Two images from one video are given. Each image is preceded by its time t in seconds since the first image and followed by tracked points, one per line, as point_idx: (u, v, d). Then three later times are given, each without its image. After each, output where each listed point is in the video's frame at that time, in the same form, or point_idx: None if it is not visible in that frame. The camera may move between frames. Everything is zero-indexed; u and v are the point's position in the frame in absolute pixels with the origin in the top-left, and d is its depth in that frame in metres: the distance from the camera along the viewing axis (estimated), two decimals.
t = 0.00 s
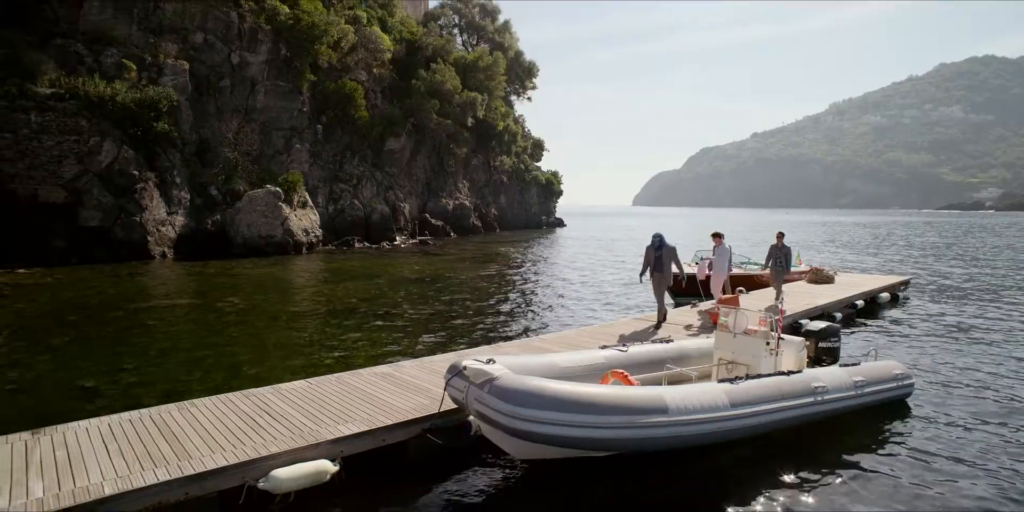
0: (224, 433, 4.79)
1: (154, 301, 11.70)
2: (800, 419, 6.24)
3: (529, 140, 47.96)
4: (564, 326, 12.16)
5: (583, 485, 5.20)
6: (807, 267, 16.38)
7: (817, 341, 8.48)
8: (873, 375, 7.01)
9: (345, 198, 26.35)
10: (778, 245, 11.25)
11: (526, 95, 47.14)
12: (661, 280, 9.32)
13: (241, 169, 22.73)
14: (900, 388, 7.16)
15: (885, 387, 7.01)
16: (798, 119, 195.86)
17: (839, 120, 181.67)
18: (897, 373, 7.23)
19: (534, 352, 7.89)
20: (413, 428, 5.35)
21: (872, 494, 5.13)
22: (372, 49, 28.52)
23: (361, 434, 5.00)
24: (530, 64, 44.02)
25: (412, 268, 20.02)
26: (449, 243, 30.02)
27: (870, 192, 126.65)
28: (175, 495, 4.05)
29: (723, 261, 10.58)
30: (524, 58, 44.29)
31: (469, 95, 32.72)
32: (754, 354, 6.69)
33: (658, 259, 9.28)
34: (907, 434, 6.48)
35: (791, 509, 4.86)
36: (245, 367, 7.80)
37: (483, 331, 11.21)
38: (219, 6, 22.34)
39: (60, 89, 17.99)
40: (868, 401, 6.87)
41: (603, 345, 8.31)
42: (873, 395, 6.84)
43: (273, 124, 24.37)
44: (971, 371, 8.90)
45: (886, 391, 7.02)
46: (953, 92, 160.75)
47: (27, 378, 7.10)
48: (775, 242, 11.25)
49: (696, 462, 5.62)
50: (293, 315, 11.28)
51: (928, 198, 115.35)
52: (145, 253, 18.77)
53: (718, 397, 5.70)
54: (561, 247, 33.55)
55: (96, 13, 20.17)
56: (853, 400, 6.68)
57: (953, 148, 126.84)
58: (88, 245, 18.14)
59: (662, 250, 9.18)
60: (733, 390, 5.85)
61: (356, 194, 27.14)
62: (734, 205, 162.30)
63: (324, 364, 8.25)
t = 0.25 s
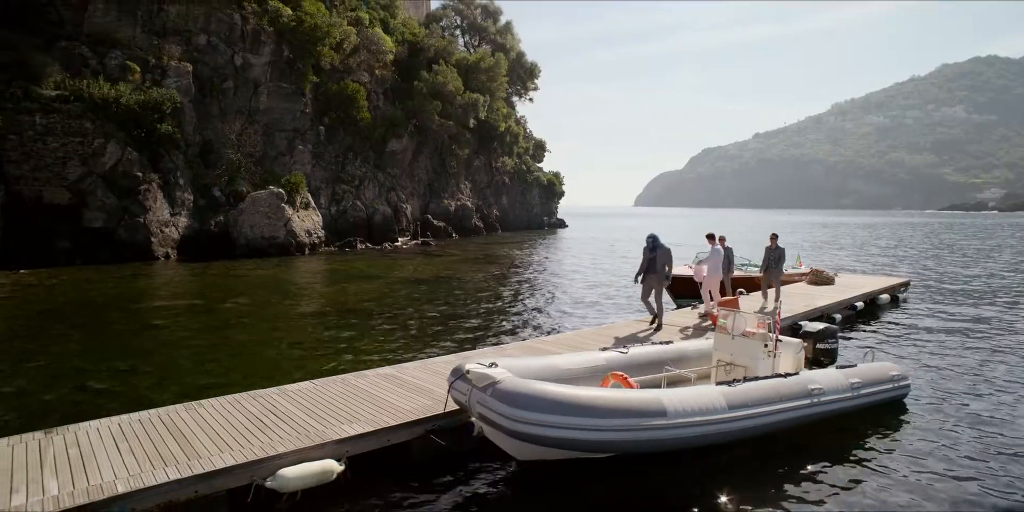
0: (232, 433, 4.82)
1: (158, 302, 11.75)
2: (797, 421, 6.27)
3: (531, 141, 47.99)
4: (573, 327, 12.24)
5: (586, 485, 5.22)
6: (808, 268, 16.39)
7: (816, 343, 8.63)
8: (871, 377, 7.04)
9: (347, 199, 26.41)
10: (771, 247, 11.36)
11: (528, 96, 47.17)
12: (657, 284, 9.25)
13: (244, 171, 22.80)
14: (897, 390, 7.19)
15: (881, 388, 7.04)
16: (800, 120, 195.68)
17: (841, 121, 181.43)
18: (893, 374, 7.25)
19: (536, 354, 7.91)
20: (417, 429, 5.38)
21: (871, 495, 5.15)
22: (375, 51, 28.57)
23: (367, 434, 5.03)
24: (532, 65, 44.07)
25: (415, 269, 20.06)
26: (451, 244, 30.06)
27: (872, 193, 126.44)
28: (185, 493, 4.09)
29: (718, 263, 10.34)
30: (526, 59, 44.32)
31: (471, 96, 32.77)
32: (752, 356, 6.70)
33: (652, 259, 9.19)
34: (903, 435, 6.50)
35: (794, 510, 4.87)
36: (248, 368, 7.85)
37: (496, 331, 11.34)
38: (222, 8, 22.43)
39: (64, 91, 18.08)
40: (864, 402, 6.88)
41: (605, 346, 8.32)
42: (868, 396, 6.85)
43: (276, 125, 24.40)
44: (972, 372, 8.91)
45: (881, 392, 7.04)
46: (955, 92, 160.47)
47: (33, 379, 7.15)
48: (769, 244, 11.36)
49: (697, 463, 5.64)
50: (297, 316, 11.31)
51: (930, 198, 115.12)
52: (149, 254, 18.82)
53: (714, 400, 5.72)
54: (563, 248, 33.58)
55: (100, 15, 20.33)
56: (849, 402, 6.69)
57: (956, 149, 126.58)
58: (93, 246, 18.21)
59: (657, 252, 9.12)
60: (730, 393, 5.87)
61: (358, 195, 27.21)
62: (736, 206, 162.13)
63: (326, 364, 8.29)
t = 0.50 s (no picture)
0: (241, 435, 4.84)
1: (164, 304, 11.79)
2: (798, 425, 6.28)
3: (534, 144, 48.04)
4: (577, 328, 12.29)
5: (590, 487, 5.24)
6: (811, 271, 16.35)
7: (815, 345, 8.58)
8: (867, 380, 7.03)
9: (351, 202, 26.46)
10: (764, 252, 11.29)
11: (531, 98, 47.22)
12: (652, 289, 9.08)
13: (248, 174, 22.88)
14: (894, 392, 7.17)
15: (878, 391, 7.02)
16: (804, 122, 195.39)
17: (845, 123, 181.04)
18: (892, 377, 7.25)
19: (540, 357, 7.91)
20: (422, 431, 5.39)
21: (876, 499, 5.13)
22: (378, 54, 28.66)
23: (372, 436, 5.04)
24: (534, 67, 44.12)
25: (418, 271, 20.07)
26: (454, 246, 30.06)
27: (876, 195, 126.14)
28: (196, 494, 4.12)
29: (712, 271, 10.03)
30: (529, 62, 44.39)
31: (475, 99, 32.81)
32: (753, 360, 6.69)
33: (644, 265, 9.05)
34: (904, 437, 6.50)
35: None
36: (252, 370, 7.88)
37: (510, 333, 11.45)
38: (227, 12, 22.56)
39: (71, 95, 18.18)
40: (864, 406, 6.87)
41: (608, 349, 8.33)
42: (868, 399, 6.85)
43: (280, 128, 24.45)
44: (976, 374, 8.88)
45: (879, 395, 7.03)
46: (959, 94, 160.05)
47: (43, 380, 7.20)
48: (762, 250, 11.29)
49: (700, 467, 5.65)
50: (301, 319, 11.34)
51: (934, 201, 114.80)
52: (155, 256, 18.87)
53: (716, 404, 5.73)
54: (566, 250, 33.56)
55: (107, 19, 20.48)
56: (849, 406, 6.68)
57: (960, 151, 126.17)
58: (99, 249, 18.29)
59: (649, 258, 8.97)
60: (731, 397, 5.87)
61: (362, 198, 27.27)
62: (739, 208, 161.90)
63: (329, 366, 8.32)
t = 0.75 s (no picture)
0: (252, 438, 4.87)
1: (173, 307, 11.87)
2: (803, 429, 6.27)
3: (539, 146, 48.08)
4: (589, 331, 12.31)
5: (596, 489, 5.25)
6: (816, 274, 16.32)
7: (818, 348, 8.42)
8: (872, 383, 6.99)
9: (356, 204, 26.56)
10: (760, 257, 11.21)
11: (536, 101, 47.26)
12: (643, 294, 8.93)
13: (255, 177, 23.01)
14: (899, 396, 7.14)
15: (882, 395, 6.97)
16: (810, 124, 194.74)
17: (851, 125, 180.28)
18: (896, 380, 7.23)
19: (545, 360, 7.93)
20: (429, 434, 5.40)
21: (879, 501, 5.15)
22: (384, 57, 28.78)
23: (381, 439, 5.07)
24: (540, 70, 44.17)
25: (424, 274, 20.13)
26: (459, 248, 30.11)
27: (883, 197, 125.51)
28: (209, 495, 4.14)
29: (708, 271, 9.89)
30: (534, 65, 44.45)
31: (480, 102, 32.88)
32: (757, 364, 6.70)
33: (635, 271, 8.91)
34: (910, 440, 6.49)
35: None
36: (260, 373, 7.92)
37: (530, 337, 11.51)
38: (234, 16, 22.71)
39: (81, 99, 18.34)
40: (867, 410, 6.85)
41: (613, 353, 8.33)
42: (872, 403, 6.82)
43: (286, 131, 24.57)
44: (982, 377, 8.85)
45: (884, 399, 7.00)
46: (967, 96, 159.14)
47: (55, 381, 7.27)
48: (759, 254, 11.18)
49: (707, 472, 5.64)
50: (308, 321, 11.40)
51: (942, 203, 114.08)
52: (162, 259, 19.00)
53: (722, 410, 5.72)
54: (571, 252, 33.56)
55: (116, 24, 20.56)
56: (853, 410, 6.66)
57: (968, 153, 125.38)
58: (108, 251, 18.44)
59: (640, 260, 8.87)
60: (736, 403, 5.87)
61: (367, 201, 27.38)
62: (744, 210, 161.40)
63: (336, 369, 8.34)
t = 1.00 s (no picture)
0: (263, 441, 4.90)
1: (181, 310, 11.94)
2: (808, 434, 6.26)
3: (544, 150, 48.14)
4: (597, 335, 12.28)
5: (603, 494, 5.25)
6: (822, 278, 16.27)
7: (822, 353, 8.42)
8: (874, 388, 6.98)
9: (362, 208, 26.67)
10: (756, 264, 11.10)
11: (541, 105, 47.33)
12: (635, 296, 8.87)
13: (262, 181, 23.17)
14: (901, 400, 7.12)
15: (884, 399, 6.94)
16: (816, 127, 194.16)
17: (857, 127, 179.56)
18: (898, 384, 7.21)
19: (550, 364, 7.94)
20: (436, 437, 5.42)
21: (885, 506, 5.12)
22: (390, 62, 28.93)
23: (389, 442, 5.08)
24: (545, 74, 44.26)
25: (430, 278, 20.18)
26: (465, 252, 30.16)
27: (889, 200, 124.92)
28: (222, 497, 4.17)
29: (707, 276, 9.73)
30: (539, 69, 44.53)
31: (485, 106, 32.97)
32: (761, 369, 6.68)
33: (630, 275, 8.84)
34: (915, 445, 6.47)
35: None
36: (267, 377, 7.92)
37: (535, 340, 11.43)
38: (241, 21, 22.87)
39: (92, 104, 18.50)
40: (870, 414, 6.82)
41: (617, 358, 8.34)
42: (875, 407, 6.80)
43: (293, 135, 24.69)
44: (989, 382, 8.80)
45: (887, 403, 6.99)
46: (974, 98, 158.26)
47: (66, 384, 7.32)
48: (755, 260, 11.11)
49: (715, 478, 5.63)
50: (314, 325, 11.44)
51: (949, 206, 113.38)
52: (170, 262, 19.13)
53: (727, 416, 5.72)
54: (576, 256, 33.56)
55: (126, 30, 20.70)
56: (855, 414, 6.64)
57: (976, 156, 124.63)
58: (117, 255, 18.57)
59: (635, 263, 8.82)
60: (741, 408, 5.87)
61: (373, 204, 27.48)
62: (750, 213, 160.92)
63: (343, 373, 8.32)
